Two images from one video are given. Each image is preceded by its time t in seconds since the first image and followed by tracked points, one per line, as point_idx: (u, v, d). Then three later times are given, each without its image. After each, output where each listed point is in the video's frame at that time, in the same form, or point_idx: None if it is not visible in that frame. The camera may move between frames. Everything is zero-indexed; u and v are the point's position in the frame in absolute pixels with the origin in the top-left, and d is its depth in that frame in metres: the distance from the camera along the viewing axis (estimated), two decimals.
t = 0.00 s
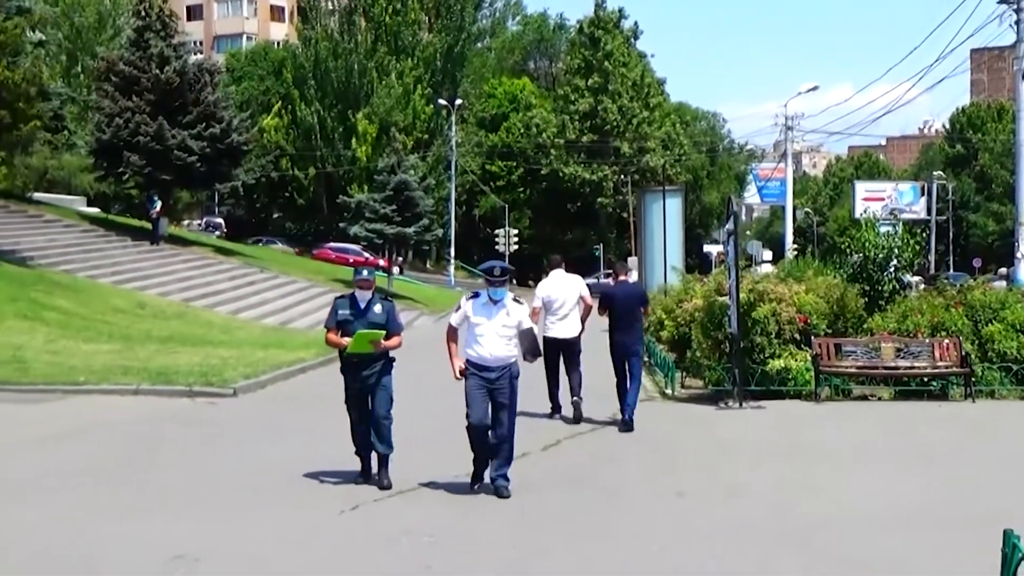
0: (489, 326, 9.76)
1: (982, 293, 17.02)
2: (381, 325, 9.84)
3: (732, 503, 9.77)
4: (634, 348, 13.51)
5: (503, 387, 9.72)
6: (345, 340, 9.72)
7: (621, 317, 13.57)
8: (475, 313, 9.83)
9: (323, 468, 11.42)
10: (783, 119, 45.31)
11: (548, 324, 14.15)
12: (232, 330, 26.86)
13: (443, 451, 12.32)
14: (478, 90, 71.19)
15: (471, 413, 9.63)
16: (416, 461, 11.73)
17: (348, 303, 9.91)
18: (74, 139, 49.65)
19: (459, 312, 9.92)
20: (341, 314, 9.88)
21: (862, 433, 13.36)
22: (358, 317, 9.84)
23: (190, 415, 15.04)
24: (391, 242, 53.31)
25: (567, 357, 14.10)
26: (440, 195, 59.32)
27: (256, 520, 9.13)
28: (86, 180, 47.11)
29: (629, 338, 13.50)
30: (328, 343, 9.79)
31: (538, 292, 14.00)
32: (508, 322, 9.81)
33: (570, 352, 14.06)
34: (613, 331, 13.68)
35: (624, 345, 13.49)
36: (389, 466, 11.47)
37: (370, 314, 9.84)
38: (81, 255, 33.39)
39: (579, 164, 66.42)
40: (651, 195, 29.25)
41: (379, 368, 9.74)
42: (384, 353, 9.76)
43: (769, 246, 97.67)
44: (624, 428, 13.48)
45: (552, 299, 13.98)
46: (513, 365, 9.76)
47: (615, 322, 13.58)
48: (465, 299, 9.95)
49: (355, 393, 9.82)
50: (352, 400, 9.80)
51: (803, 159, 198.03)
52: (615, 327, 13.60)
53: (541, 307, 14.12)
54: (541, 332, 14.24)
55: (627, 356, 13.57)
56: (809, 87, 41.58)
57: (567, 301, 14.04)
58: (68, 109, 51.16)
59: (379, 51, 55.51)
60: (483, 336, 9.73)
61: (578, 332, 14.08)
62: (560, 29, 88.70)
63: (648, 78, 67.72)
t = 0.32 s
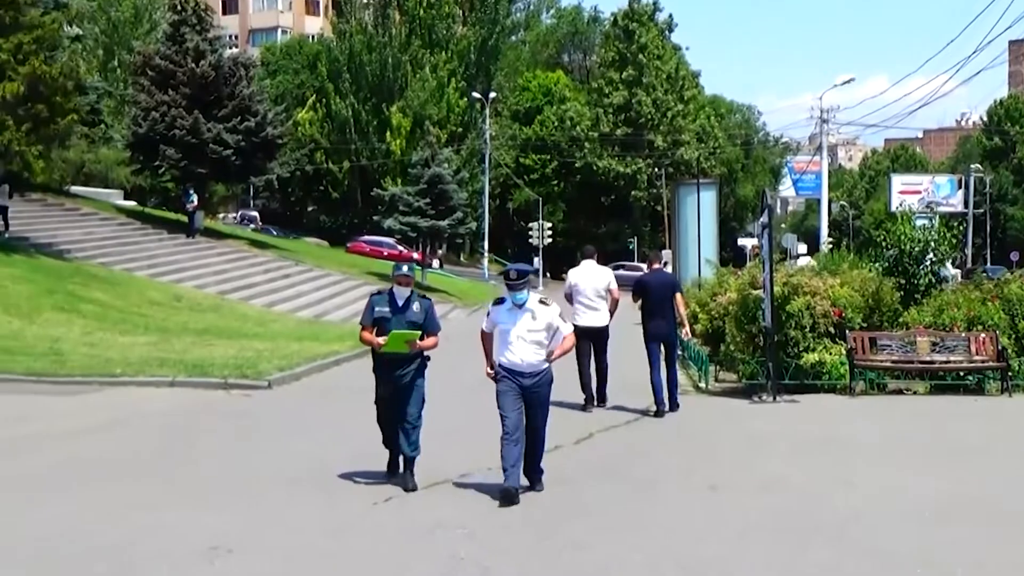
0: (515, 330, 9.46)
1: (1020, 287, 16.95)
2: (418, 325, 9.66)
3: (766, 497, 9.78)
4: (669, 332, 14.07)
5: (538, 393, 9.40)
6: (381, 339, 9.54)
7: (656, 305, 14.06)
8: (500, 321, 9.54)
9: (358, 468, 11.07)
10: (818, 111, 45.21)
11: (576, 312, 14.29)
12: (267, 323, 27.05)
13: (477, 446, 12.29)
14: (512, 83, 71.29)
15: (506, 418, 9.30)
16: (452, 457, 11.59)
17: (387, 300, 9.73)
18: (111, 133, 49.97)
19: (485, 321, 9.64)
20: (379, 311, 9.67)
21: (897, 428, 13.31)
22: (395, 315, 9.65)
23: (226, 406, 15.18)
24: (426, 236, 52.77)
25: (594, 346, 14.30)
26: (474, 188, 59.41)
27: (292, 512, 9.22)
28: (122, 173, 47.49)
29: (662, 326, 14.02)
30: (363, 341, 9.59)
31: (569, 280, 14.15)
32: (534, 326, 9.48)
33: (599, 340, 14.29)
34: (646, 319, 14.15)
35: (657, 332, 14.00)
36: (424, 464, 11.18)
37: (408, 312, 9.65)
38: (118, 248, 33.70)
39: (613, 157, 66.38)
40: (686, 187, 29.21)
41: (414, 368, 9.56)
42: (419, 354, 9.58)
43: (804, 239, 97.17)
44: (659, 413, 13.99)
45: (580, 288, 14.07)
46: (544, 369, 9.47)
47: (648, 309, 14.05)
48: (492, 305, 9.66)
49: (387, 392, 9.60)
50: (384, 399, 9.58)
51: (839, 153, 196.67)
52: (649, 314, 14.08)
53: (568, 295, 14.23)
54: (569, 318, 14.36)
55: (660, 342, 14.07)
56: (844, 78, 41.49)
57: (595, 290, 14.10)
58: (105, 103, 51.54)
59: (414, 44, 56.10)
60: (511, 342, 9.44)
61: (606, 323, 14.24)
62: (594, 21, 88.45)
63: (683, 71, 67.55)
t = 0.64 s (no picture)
0: (536, 313, 9.17)
1: None
2: (444, 313, 9.29)
3: (797, 491, 9.75)
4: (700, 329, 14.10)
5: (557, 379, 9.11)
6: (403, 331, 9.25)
7: (689, 303, 14.07)
8: (519, 305, 9.28)
9: (379, 467, 10.71)
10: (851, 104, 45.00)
11: (608, 307, 14.28)
12: (299, 315, 27.18)
13: (504, 439, 12.23)
14: (543, 75, 71.29)
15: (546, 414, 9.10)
16: (479, 452, 11.52)
17: (409, 290, 9.40)
18: (143, 125, 50.27)
19: (504, 307, 9.37)
20: (403, 302, 9.35)
21: (929, 421, 13.24)
22: (419, 305, 9.29)
23: (256, 398, 15.24)
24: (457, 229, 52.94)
25: (623, 341, 14.33)
26: (505, 181, 59.44)
27: (322, 503, 9.28)
28: (155, 166, 47.83)
29: (695, 323, 14.05)
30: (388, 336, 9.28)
31: (600, 275, 14.16)
32: (555, 307, 9.20)
33: (628, 334, 14.27)
34: (678, 315, 14.17)
35: (688, 329, 14.04)
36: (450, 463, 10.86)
37: (431, 301, 9.30)
38: (150, 240, 33.94)
39: (644, 150, 66.21)
40: (717, 179, 28.98)
41: (443, 362, 9.29)
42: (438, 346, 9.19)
43: (836, 233, 96.52)
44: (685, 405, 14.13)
45: (612, 283, 14.13)
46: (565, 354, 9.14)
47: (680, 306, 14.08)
48: (510, 288, 9.39)
49: (414, 382, 9.24)
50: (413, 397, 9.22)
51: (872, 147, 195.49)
52: (683, 310, 14.08)
53: (600, 290, 14.28)
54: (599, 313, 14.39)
55: (690, 339, 14.12)
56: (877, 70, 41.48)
57: (627, 284, 14.18)
58: (138, 95, 51.87)
59: (444, 37, 56.37)
60: (532, 327, 9.15)
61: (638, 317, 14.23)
62: (626, 14, 88.16)
63: (715, 63, 67.31)
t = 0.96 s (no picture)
0: (562, 320, 8.64)
1: None
2: (458, 307, 9.15)
3: (820, 484, 9.72)
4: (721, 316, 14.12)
5: (578, 385, 8.56)
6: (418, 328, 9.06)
7: (711, 290, 14.11)
8: (543, 308, 8.73)
9: (395, 467, 10.35)
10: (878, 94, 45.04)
11: (633, 296, 14.35)
12: (326, 307, 27.30)
13: (531, 431, 12.23)
14: (570, 67, 71.24)
15: (570, 419, 8.45)
16: (504, 444, 11.51)
17: (422, 284, 9.23)
18: (172, 118, 50.53)
19: (525, 308, 8.82)
20: (416, 298, 9.18)
21: (957, 414, 13.18)
22: (433, 299, 9.13)
23: (285, 390, 15.33)
24: (484, 220, 53.16)
25: (648, 329, 14.35)
26: (532, 173, 59.47)
27: (349, 494, 9.32)
28: (184, 159, 48.09)
29: (716, 310, 14.09)
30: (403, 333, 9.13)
31: (625, 266, 14.22)
32: (582, 316, 8.67)
33: (652, 323, 14.27)
34: (700, 303, 14.23)
35: (710, 316, 14.08)
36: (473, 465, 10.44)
37: (445, 295, 9.15)
38: (179, 232, 34.17)
39: (672, 141, 65.81)
40: (743, 172, 28.94)
41: (459, 358, 9.10)
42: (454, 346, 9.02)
43: (865, 225, 95.97)
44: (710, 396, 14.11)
45: (638, 274, 14.20)
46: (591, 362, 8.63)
47: (701, 293, 14.12)
48: (535, 289, 8.84)
49: (432, 381, 9.07)
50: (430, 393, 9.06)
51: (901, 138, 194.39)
52: (705, 298, 14.14)
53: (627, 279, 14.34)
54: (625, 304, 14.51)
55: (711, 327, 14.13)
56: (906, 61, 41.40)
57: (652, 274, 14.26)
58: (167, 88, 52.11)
59: (472, 29, 56.47)
60: (556, 333, 8.62)
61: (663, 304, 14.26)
62: (653, 5, 87.63)
63: (743, 55, 67.45)
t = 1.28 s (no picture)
0: (586, 297, 8.41)
1: None
2: (486, 303, 9.00)
3: (847, 476, 9.68)
4: (742, 302, 14.71)
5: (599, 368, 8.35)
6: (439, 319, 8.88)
7: (731, 276, 14.69)
8: (567, 284, 8.53)
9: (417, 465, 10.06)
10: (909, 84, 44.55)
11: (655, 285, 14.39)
12: (354, 298, 27.39)
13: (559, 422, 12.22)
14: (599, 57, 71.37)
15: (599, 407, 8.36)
16: (531, 435, 11.51)
17: (450, 274, 9.10)
18: (202, 110, 50.81)
19: (549, 286, 8.62)
20: (441, 288, 9.06)
21: (987, 407, 13.06)
22: (460, 291, 8.99)
23: (314, 380, 15.42)
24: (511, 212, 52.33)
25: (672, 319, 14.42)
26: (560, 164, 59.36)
27: (376, 484, 9.35)
28: (215, 150, 48.34)
29: (737, 296, 14.66)
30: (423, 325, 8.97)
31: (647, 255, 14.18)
32: (607, 295, 8.41)
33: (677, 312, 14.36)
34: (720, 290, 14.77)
35: (731, 302, 14.64)
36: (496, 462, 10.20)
37: (473, 289, 9.01)
38: (207, 224, 34.29)
39: (701, 133, 65.87)
40: (773, 163, 28.75)
41: (484, 354, 8.86)
42: (490, 339, 8.88)
43: (897, 216, 95.23)
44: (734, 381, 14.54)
45: (660, 263, 14.17)
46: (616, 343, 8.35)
47: (722, 280, 14.67)
48: (561, 266, 8.63)
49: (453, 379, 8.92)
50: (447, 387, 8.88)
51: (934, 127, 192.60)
52: (725, 284, 14.70)
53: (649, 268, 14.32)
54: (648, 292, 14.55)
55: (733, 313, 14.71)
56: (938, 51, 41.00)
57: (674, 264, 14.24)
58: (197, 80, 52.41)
59: (500, 21, 56.67)
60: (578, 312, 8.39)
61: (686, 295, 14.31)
62: None
63: (773, 45, 66.93)
